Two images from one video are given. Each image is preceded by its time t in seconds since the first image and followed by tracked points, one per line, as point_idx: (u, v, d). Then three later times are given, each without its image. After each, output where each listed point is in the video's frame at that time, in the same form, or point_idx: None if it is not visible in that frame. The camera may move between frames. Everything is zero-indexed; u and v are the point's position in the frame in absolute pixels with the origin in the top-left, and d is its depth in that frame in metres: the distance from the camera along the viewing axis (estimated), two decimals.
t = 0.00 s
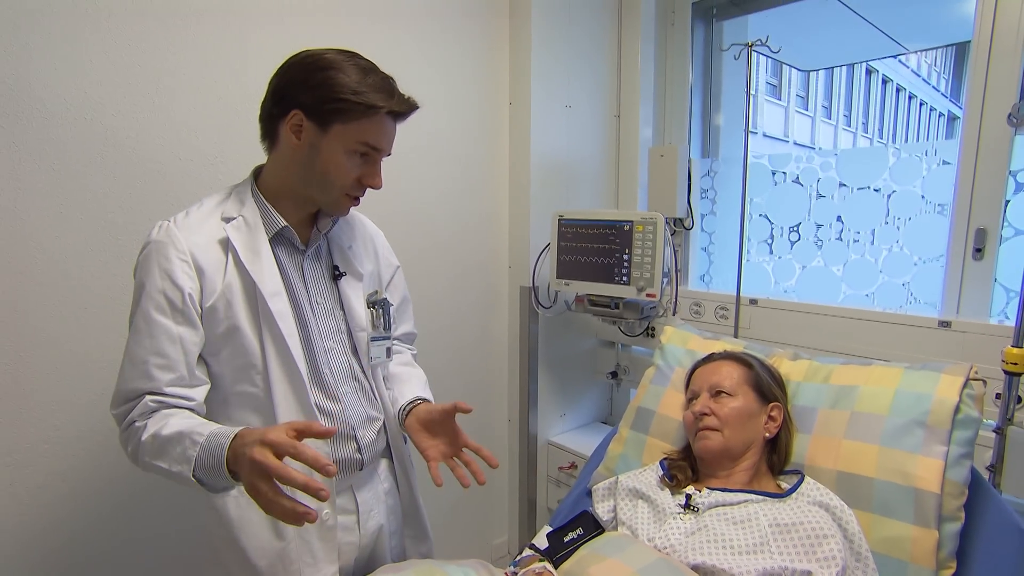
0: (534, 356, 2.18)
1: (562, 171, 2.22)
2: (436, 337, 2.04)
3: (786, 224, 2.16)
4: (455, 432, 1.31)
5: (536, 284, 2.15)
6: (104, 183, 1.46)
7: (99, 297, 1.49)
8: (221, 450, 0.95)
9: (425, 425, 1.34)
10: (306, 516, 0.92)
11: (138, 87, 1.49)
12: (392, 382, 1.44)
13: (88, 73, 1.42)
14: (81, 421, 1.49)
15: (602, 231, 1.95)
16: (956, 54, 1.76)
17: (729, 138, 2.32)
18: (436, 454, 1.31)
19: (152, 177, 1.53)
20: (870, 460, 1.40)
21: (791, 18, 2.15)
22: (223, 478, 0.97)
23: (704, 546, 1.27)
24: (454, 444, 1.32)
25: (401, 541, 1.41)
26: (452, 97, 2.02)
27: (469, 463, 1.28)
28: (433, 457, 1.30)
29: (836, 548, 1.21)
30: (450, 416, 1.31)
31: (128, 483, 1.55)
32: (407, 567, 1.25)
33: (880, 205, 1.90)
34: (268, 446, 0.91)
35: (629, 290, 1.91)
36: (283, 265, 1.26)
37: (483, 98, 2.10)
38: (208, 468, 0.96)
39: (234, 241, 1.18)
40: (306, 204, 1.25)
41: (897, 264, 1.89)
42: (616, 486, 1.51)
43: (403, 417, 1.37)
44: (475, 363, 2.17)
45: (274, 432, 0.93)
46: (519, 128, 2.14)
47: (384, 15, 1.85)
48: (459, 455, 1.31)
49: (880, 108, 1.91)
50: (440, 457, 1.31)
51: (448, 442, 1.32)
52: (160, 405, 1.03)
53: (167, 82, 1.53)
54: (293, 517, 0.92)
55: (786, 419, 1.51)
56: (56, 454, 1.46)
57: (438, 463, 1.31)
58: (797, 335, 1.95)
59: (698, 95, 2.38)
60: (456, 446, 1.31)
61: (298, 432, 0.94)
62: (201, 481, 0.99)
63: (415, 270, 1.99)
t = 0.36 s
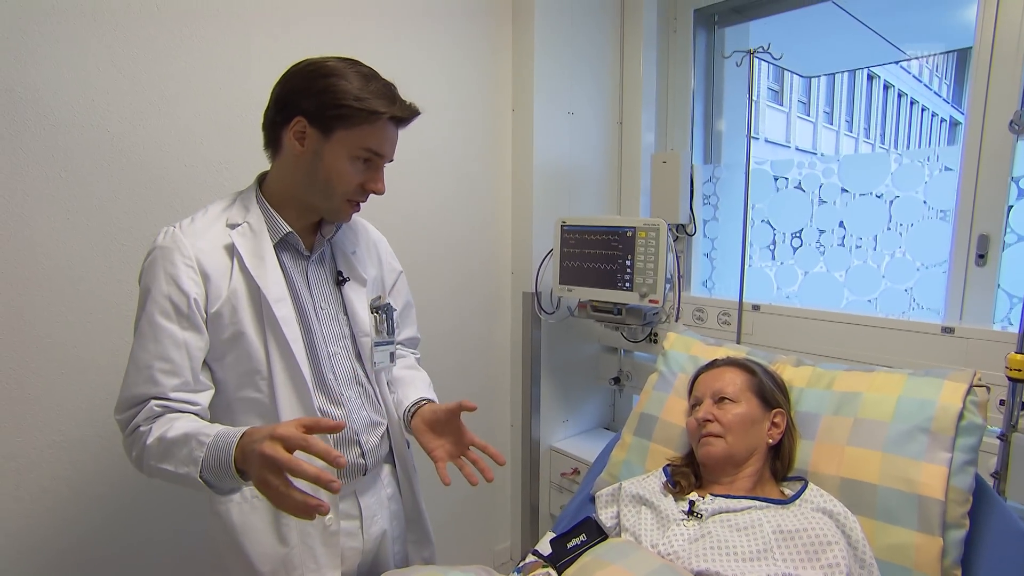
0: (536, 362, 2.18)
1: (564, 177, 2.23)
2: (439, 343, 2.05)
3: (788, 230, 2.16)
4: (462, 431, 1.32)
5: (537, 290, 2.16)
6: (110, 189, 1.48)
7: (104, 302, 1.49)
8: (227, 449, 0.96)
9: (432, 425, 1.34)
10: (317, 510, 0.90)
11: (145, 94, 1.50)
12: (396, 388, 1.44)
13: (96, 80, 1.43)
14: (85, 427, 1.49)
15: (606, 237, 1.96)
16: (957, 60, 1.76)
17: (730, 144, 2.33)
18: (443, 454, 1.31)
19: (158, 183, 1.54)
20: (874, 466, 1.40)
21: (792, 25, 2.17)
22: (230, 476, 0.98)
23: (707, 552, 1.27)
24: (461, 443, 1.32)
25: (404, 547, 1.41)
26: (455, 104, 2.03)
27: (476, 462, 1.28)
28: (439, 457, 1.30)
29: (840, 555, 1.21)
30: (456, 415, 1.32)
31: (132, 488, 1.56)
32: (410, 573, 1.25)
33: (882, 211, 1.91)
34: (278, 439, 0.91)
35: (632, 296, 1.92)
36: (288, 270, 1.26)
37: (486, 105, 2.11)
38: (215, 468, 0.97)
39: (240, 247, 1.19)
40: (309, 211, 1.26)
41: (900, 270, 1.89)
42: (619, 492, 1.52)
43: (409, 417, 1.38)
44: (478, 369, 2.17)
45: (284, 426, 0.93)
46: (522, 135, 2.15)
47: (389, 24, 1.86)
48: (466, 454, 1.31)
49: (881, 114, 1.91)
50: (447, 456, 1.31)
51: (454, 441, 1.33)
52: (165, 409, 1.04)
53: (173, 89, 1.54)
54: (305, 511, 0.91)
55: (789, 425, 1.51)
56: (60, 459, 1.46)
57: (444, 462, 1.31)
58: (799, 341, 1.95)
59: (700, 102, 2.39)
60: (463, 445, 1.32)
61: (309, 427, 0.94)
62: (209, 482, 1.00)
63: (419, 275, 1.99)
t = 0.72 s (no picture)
0: (536, 364, 2.19)
1: (564, 181, 2.24)
2: (438, 345, 2.06)
3: (787, 233, 2.17)
4: (467, 424, 1.32)
5: (537, 293, 2.17)
6: (112, 192, 1.49)
7: (105, 304, 1.51)
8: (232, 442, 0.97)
9: (437, 418, 1.35)
10: (326, 497, 0.91)
11: (147, 98, 1.51)
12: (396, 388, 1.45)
13: (98, 84, 1.45)
14: (86, 428, 1.50)
15: (605, 240, 1.97)
16: (956, 64, 1.77)
17: (730, 148, 2.34)
18: (449, 448, 1.32)
19: (159, 186, 1.55)
20: (871, 468, 1.40)
21: (791, 30, 2.18)
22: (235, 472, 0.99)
23: (705, 554, 1.27)
24: (466, 435, 1.33)
25: (403, 548, 1.42)
26: (455, 108, 2.04)
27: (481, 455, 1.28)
28: (445, 451, 1.31)
29: (837, 557, 1.21)
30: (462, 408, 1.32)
31: (131, 490, 1.57)
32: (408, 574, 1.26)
33: (881, 214, 1.91)
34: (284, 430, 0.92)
35: (632, 299, 1.93)
36: (291, 271, 1.28)
37: (486, 109, 2.13)
38: (219, 462, 0.98)
39: (243, 247, 1.20)
40: (310, 213, 1.27)
41: (898, 274, 1.89)
42: (617, 495, 1.52)
43: (414, 410, 1.38)
44: (478, 370, 2.18)
45: (290, 416, 0.94)
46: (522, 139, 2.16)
47: (390, 28, 1.88)
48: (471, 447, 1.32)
49: (880, 118, 1.93)
50: (453, 449, 1.32)
51: (460, 434, 1.33)
52: (166, 408, 1.04)
53: (176, 93, 1.55)
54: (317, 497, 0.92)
55: (788, 427, 1.52)
56: (61, 460, 1.47)
57: (451, 455, 1.32)
58: (797, 344, 1.96)
59: (699, 106, 2.41)
60: (468, 437, 1.32)
61: (314, 416, 0.95)
62: (212, 478, 1.00)
63: (418, 278, 2.00)
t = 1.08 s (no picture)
0: (535, 362, 2.20)
1: (563, 179, 2.25)
2: (438, 342, 2.07)
3: (787, 231, 2.18)
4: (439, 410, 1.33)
5: (536, 291, 2.18)
6: (112, 191, 1.50)
7: (106, 303, 1.52)
8: (268, 447, 1.00)
9: (413, 411, 1.36)
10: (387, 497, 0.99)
11: (147, 98, 1.53)
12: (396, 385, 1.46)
13: (98, 84, 1.46)
14: (86, 426, 1.51)
15: (604, 238, 1.98)
16: (956, 61, 1.77)
17: (729, 146, 2.34)
18: (428, 438, 1.33)
19: (159, 185, 1.57)
20: (868, 464, 1.41)
21: (790, 27, 2.18)
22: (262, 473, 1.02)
23: (702, 549, 1.28)
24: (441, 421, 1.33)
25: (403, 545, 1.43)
26: (454, 107, 2.05)
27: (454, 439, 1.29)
28: (425, 443, 1.32)
29: (833, 552, 1.22)
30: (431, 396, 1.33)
31: (132, 487, 1.58)
32: (407, 570, 1.27)
33: (881, 211, 1.92)
34: (331, 436, 0.96)
35: (631, 296, 1.93)
36: (292, 268, 1.29)
37: (485, 108, 2.14)
38: (250, 464, 1.01)
39: (243, 244, 1.21)
40: (310, 208, 1.28)
41: (897, 270, 1.90)
42: (615, 491, 1.53)
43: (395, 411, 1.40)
44: (478, 368, 2.19)
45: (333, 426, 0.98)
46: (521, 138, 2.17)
47: (389, 28, 1.89)
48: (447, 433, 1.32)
49: (879, 114, 1.93)
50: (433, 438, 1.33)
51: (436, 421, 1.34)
52: (172, 407, 1.06)
53: (175, 93, 1.57)
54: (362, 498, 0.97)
55: (785, 424, 1.52)
56: (62, 458, 1.48)
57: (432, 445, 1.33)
58: (796, 341, 1.96)
59: (699, 104, 2.41)
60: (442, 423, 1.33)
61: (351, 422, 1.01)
62: (241, 478, 1.03)
63: (418, 276, 2.01)
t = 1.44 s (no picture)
0: (535, 360, 2.21)
1: (564, 177, 2.25)
2: (438, 340, 2.07)
3: (788, 230, 2.17)
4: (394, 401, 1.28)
5: (536, 289, 2.18)
6: (112, 189, 1.50)
7: (106, 300, 1.52)
8: (290, 441, 1.10)
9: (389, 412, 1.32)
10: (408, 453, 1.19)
11: (148, 95, 1.53)
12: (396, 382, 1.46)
13: (98, 81, 1.46)
14: (87, 422, 1.52)
15: (605, 236, 1.98)
16: (959, 60, 1.77)
17: (730, 144, 2.34)
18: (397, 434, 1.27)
19: (161, 183, 1.57)
20: (867, 463, 1.41)
21: (792, 25, 2.18)
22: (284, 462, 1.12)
23: (700, 547, 1.28)
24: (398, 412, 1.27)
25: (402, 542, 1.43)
26: (454, 105, 2.05)
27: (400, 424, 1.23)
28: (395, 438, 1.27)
29: (831, 550, 1.21)
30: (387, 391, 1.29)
31: (133, 484, 1.59)
32: (407, 567, 1.27)
33: (882, 209, 1.91)
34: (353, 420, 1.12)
35: (631, 294, 1.94)
36: (292, 264, 1.29)
37: (486, 106, 2.14)
38: (273, 458, 1.10)
39: (243, 241, 1.21)
40: (310, 205, 1.28)
41: (898, 270, 1.89)
42: (614, 488, 1.54)
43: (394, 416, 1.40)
44: (478, 366, 2.20)
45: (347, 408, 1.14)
46: (522, 136, 2.17)
47: (389, 25, 1.89)
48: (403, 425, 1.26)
49: (881, 112, 1.92)
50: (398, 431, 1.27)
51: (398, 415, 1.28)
52: (175, 404, 1.09)
53: (177, 90, 1.57)
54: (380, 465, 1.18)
55: (784, 422, 1.52)
56: (62, 454, 1.49)
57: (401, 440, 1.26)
58: (796, 340, 1.96)
59: (700, 102, 2.41)
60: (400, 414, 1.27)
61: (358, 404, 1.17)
62: (262, 468, 1.11)
63: (418, 273, 2.01)
